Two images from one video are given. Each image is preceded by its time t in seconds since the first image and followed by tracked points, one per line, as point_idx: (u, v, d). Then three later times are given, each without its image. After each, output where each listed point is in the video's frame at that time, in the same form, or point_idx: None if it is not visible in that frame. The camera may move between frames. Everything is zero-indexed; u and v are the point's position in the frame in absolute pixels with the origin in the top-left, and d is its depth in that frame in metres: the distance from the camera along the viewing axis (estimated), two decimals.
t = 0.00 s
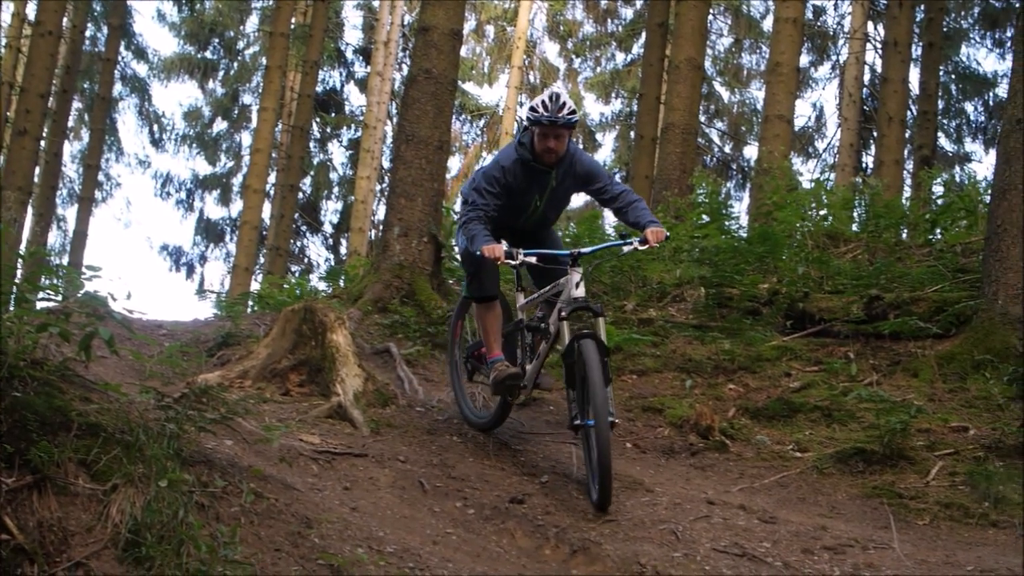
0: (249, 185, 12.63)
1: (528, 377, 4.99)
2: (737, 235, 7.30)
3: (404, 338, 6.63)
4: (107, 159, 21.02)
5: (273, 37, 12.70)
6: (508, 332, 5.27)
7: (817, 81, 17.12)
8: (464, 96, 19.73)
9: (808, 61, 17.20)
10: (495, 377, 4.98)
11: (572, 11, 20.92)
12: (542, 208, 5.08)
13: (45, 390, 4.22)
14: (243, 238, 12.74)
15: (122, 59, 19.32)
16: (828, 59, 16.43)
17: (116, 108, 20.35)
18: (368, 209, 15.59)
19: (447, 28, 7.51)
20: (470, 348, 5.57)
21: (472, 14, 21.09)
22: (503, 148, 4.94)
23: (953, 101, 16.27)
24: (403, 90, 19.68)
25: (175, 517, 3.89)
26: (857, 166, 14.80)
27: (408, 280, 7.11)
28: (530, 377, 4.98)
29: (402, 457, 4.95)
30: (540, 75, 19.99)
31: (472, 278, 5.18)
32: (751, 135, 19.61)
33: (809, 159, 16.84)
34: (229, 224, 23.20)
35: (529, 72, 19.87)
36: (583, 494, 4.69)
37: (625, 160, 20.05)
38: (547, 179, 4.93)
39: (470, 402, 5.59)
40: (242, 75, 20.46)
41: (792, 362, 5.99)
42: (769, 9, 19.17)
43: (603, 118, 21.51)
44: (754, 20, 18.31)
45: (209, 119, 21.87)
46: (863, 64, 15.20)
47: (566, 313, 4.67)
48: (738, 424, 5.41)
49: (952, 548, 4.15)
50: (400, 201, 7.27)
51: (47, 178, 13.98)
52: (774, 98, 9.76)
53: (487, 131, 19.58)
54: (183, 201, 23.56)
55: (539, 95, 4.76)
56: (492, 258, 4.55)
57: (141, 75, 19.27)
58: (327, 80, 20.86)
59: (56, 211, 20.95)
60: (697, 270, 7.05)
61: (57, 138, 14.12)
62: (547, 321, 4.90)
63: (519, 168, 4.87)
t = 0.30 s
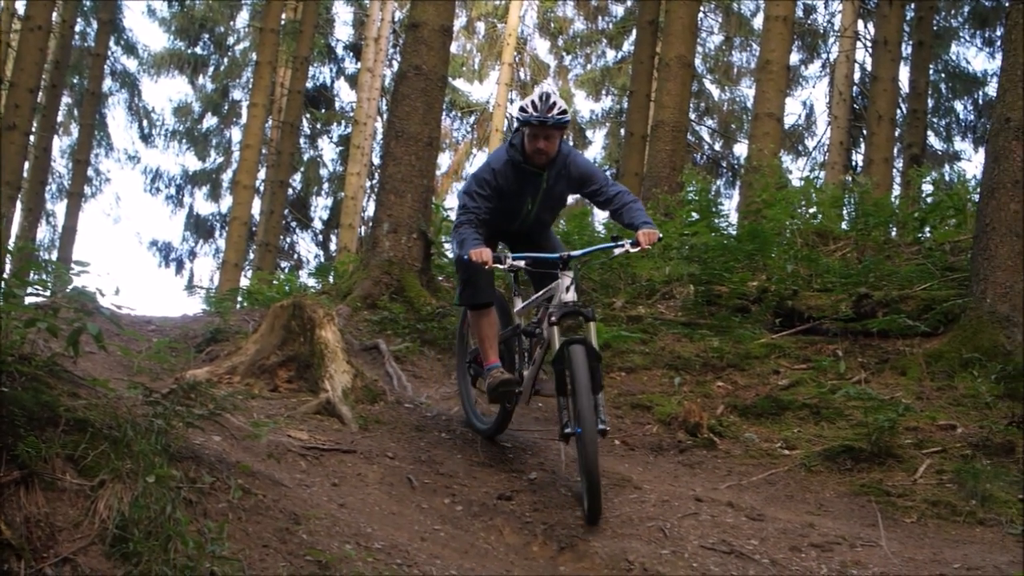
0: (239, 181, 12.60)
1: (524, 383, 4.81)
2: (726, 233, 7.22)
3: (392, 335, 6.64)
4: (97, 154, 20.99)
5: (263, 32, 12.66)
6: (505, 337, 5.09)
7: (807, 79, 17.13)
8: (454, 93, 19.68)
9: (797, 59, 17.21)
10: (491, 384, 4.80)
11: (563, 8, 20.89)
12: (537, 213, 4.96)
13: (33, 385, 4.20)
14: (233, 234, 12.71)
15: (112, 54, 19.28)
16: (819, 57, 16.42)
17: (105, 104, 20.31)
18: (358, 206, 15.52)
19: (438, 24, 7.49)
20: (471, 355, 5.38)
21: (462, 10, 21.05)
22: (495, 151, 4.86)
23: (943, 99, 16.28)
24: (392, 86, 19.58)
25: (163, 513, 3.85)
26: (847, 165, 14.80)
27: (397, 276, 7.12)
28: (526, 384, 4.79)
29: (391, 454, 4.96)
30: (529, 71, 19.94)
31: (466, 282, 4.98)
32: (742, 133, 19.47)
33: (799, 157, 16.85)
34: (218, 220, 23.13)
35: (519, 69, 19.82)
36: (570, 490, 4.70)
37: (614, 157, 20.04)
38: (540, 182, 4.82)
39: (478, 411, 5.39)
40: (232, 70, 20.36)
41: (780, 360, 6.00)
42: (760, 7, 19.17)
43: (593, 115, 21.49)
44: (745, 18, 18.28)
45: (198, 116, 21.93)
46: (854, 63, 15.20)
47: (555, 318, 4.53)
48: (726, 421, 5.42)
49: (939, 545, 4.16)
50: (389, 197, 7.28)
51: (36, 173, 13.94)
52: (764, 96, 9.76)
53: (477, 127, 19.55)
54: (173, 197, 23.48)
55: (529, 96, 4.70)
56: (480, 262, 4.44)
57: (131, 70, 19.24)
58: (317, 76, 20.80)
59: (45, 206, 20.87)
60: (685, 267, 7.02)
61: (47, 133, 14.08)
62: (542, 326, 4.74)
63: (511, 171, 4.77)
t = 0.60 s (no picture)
0: (226, 177, 12.57)
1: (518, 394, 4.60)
2: (714, 230, 7.34)
3: (380, 331, 6.66)
4: (84, 149, 20.95)
5: (251, 27, 12.63)
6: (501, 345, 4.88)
7: (796, 76, 17.14)
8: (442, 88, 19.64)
9: (786, 56, 17.22)
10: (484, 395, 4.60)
11: (553, 5, 20.88)
12: (529, 218, 4.79)
13: (18, 380, 4.17)
14: (221, 229, 12.68)
15: (99, 49, 19.21)
16: (808, 54, 16.42)
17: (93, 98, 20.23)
18: (346, 201, 15.49)
19: (426, 20, 7.48)
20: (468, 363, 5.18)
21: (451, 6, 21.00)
22: (485, 153, 4.70)
23: (931, 97, 16.30)
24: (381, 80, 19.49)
25: (149, 508, 3.83)
26: (834, 162, 14.83)
27: (385, 272, 7.12)
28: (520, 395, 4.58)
29: (377, 449, 4.97)
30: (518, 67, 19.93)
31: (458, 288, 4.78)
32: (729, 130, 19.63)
33: (787, 154, 16.86)
34: (207, 215, 23.07)
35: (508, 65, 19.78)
36: (557, 487, 4.71)
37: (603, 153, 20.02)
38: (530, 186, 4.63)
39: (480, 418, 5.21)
40: (221, 65, 20.27)
41: (767, 356, 6.02)
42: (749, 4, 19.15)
43: (582, 112, 21.49)
44: (734, 15, 18.25)
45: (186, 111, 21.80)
46: (841, 60, 15.20)
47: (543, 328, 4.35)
48: (713, 417, 5.44)
49: (925, 542, 4.17)
50: (377, 193, 7.27)
51: (23, 168, 13.88)
52: (752, 93, 9.76)
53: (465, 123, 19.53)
54: (161, 192, 23.43)
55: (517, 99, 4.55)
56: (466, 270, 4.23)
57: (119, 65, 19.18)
58: (305, 72, 20.73)
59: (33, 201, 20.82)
60: (673, 264, 7.03)
61: (34, 128, 14.02)
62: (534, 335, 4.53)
63: (500, 175, 4.60)
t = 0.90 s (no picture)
0: (216, 171, 12.55)
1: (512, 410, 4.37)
2: (704, 224, 7.28)
3: (369, 325, 6.66)
4: (73, 143, 20.90)
5: (242, 22, 12.57)
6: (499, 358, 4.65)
7: (786, 72, 17.13)
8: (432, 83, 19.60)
9: (776, 51, 17.24)
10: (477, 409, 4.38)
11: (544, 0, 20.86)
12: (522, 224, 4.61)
13: (6, 373, 4.12)
14: (211, 223, 12.66)
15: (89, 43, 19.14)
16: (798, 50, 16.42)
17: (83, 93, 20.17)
18: (336, 196, 15.47)
19: (416, 15, 7.48)
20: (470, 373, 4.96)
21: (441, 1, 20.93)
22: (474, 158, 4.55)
23: (921, 93, 16.33)
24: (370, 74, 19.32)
25: (138, 503, 3.82)
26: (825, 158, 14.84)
27: (374, 267, 7.13)
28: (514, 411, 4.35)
29: (366, 444, 4.99)
30: (509, 63, 19.86)
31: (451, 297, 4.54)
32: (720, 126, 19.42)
33: (778, 150, 16.87)
34: (196, 209, 23.01)
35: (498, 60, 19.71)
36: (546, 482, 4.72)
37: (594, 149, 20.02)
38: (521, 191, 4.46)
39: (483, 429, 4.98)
40: (210, 60, 20.21)
41: (756, 352, 6.03)
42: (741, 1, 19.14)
43: (572, 107, 21.47)
44: (724, 11, 18.20)
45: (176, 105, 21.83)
46: (832, 56, 15.21)
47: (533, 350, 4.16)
48: (702, 413, 5.45)
49: (913, 537, 4.18)
50: (367, 187, 7.26)
51: (12, 162, 13.83)
52: (742, 89, 9.76)
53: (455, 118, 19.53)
54: (151, 186, 23.39)
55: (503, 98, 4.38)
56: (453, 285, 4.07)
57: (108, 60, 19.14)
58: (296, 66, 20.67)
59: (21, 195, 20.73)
60: (663, 259, 6.93)
61: (24, 122, 13.97)
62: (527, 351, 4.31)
63: (489, 179, 4.44)
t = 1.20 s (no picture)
0: (205, 161, 12.53)
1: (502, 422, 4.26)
2: (693, 216, 7.27)
3: (359, 316, 6.67)
4: (63, 133, 20.82)
5: (232, 12, 12.53)
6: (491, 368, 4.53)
7: (776, 63, 17.14)
8: (422, 74, 19.56)
9: (766, 42, 17.25)
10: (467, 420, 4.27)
11: None
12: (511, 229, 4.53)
13: None
14: (201, 214, 12.63)
15: (79, 32, 19.05)
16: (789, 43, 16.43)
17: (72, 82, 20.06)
18: (326, 186, 15.46)
19: (406, 5, 7.49)
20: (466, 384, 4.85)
21: None
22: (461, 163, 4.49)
23: (911, 85, 16.37)
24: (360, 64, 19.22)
25: (126, 492, 3.80)
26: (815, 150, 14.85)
27: (364, 257, 7.12)
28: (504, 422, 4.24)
29: (356, 435, 5.00)
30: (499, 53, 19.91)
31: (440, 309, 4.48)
32: (710, 116, 19.55)
33: (768, 141, 16.89)
34: (185, 200, 22.96)
35: (489, 51, 19.70)
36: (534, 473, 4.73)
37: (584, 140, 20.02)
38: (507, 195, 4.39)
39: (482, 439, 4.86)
40: (201, 50, 20.15)
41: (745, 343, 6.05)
42: None
43: (562, 98, 21.46)
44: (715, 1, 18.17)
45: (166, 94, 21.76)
46: (823, 47, 15.23)
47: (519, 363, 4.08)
48: (691, 403, 5.47)
49: (901, 527, 4.19)
50: (357, 178, 7.26)
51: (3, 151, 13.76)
52: (732, 80, 9.77)
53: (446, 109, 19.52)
54: (140, 176, 23.31)
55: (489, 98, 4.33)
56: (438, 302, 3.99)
57: (98, 49, 19.07)
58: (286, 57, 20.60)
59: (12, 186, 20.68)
60: (652, 250, 6.83)
61: (13, 111, 13.91)
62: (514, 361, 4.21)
63: (474, 183, 4.38)
